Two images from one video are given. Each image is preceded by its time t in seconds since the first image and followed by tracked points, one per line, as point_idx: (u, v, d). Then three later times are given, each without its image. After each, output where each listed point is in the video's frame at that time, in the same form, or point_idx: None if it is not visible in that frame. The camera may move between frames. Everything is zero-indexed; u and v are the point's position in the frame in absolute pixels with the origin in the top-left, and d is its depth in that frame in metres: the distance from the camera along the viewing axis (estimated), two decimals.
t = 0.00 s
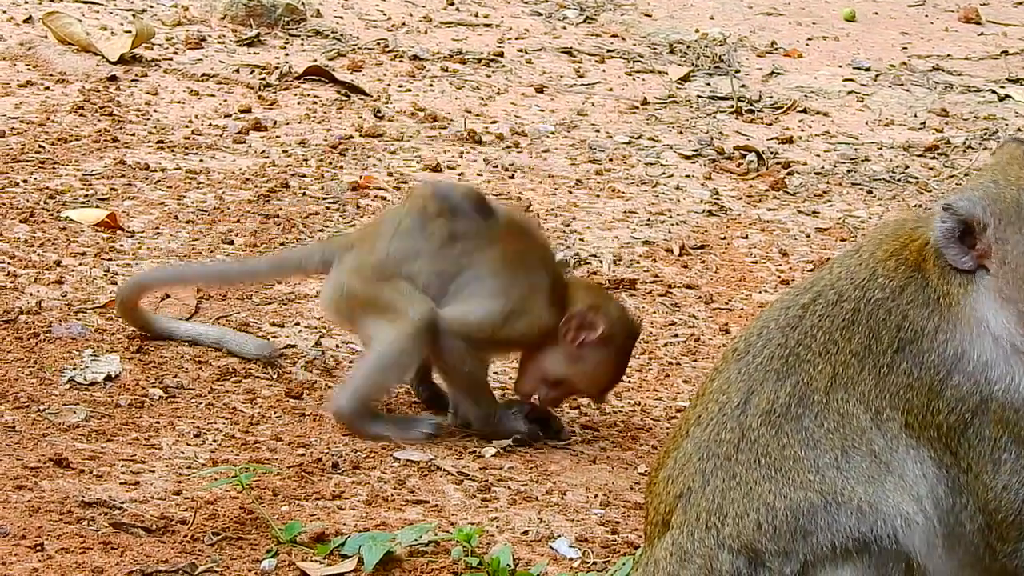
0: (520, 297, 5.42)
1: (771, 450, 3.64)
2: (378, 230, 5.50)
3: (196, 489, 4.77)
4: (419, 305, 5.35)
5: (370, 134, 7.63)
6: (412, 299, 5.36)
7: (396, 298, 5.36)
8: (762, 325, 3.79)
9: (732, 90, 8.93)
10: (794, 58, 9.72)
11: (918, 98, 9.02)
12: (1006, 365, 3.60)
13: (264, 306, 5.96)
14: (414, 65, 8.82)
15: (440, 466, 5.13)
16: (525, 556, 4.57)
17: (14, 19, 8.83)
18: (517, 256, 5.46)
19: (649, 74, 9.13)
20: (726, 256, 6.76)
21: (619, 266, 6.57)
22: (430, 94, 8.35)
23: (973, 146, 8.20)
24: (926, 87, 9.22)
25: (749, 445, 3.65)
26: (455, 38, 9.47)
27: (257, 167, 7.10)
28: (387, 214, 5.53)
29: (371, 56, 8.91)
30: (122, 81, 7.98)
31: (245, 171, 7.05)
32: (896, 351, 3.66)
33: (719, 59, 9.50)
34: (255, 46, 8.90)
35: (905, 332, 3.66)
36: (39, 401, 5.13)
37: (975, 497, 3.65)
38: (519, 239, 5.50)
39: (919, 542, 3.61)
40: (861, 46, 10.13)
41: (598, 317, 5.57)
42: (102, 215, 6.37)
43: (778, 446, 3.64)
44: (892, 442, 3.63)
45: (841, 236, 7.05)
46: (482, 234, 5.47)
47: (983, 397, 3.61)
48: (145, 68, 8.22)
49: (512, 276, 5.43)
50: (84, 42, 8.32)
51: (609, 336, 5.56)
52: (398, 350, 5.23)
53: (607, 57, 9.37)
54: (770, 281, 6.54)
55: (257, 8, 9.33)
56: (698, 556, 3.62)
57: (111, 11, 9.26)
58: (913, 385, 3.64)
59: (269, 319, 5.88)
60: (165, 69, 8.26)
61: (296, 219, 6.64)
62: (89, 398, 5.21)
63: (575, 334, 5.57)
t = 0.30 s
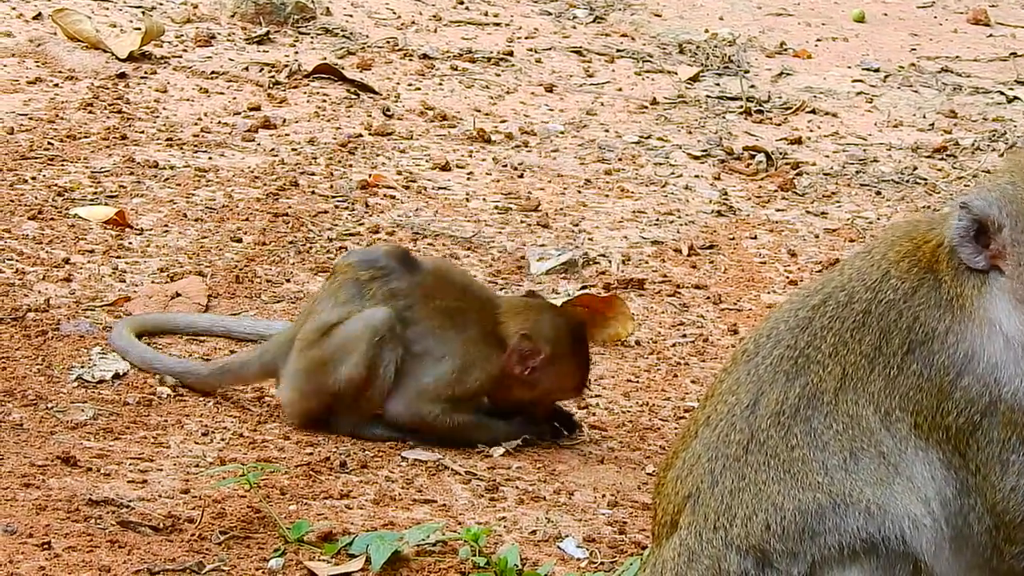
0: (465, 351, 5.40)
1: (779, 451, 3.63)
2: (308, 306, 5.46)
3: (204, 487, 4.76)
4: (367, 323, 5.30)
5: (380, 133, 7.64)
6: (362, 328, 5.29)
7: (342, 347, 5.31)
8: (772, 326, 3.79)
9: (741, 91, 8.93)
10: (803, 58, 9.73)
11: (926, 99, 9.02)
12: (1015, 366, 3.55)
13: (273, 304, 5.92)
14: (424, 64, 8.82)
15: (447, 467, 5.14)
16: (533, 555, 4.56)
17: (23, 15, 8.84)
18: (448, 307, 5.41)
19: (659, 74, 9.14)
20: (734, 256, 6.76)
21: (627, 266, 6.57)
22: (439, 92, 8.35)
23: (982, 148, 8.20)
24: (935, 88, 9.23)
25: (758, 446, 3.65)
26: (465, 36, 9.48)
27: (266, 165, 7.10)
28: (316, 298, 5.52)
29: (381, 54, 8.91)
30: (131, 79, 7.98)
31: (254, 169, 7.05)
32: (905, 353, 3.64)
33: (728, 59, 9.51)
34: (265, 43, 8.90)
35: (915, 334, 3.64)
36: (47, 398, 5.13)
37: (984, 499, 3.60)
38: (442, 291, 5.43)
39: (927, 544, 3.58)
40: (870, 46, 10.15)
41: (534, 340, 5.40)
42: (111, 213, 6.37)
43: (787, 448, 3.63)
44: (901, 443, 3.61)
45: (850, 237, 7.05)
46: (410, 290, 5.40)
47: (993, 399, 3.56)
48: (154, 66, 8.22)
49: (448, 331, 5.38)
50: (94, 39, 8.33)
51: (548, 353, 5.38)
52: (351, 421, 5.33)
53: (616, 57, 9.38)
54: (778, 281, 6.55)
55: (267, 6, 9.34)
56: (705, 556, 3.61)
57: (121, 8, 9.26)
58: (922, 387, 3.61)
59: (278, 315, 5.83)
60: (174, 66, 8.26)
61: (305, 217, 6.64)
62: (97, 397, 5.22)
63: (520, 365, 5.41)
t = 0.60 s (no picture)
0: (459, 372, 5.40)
1: (782, 449, 3.64)
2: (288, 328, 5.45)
3: (206, 485, 4.76)
4: (335, 350, 5.27)
5: (382, 130, 7.63)
6: (331, 355, 5.27)
7: (315, 372, 5.28)
8: (775, 324, 3.80)
9: (744, 89, 8.94)
10: (806, 57, 9.74)
11: (929, 98, 9.04)
12: (1017, 364, 3.55)
13: (275, 301, 5.92)
14: (427, 62, 8.81)
15: (449, 464, 5.15)
16: (536, 553, 4.56)
17: (25, 12, 8.82)
18: (438, 327, 5.40)
19: (661, 72, 9.14)
20: (737, 254, 6.77)
21: (630, 264, 6.57)
22: (441, 90, 8.34)
23: (984, 146, 8.21)
24: (937, 87, 9.24)
25: (761, 443, 3.66)
26: (468, 34, 9.48)
27: (268, 162, 7.10)
28: (296, 318, 5.47)
29: (384, 52, 8.91)
30: (133, 75, 7.98)
31: (256, 166, 7.04)
32: (908, 350, 3.64)
33: (731, 57, 9.52)
34: (268, 41, 8.90)
35: (918, 331, 3.64)
36: (49, 396, 5.12)
37: (986, 497, 3.60)
38: (431, 314, 5.40)
39: (929, 541, 3.59)
40: (873, 45, 10.15)
41: (516, 350, 5.40)
42: (114, 210, 6.36)
43: (789, 446, 3.64)
44: (903, 440, 3.61)
45: (852, 235, 7.06)
46: (400, 316, 5.37)
47: (994, 396, 3.57)
48: (156, 63, 8.21)
49: (440, 355, 5.38)
50: (96, 36, 8.32)
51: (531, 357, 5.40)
52: (360, 432, 5.36)
53: (619, 55, 9.38)
54: (781, 279, 6.55)
55: (270, 3, 9.32)
56: (708, 554, 3.62)
57: (123, 5, 9.25)
58: (925, 384, 3.61)
59: (280, 313, 5.83)
60: (177, 63, 8.25)
61: (308, 215, 6.63)
62: (99, 394, 5.22)
63: (509, 375, 5.43)
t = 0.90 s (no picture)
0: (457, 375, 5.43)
1: (775, 444, 3.64)
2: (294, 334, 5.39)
3: (200, 481, 4.76)
4: (343, 372, 5.21)
5: (377, 127, 7.63)
6: (339, 374, 5.22)
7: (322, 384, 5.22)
8: (769, 319, 3.84)
9: (738, 86, 8.95)
10: (800, 54, 9.75)
11: (923, 95, 9.05)
12: (1007, 362, 3.57)
13: (270, 298, 5.91)
14: (422, 58, 8.81)
15: (443, 461, 5.16)
16: (531, 549, 4.56)
17: (19, 9, 8.82)
18: (438, 333, 5.42)
19: (656, 69, 9.14)
20: (731, 251, 6.78)
21: (624, 261, 6.58)
22: (436, 88, 8.34)
23: (978, 144, 8.23)
24: (931, 84, 9.25)
25: (754, 439, 3.66)
26: (463, 31, 9.48)
27: (262, 159, 7.10)
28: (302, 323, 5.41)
29: (379, 49, 8.91)
30: (128, 72, 7.97)
31: (250, 163, 7.04)
32: (900, 347, 3.66)
33: (726, 55, 9.53)
34: (263, 37, 8.89)
35: (910, 327, 3.67)
36: (43, 392, 5.12)
37: (978, 493, 3.61)
38: (431, 320, 5.42)
39: (923, 537, 3.57)
40: (867, 42, 10.16)
41: (510, 352, 5.42)
42: (108, 207, 6.36)
43: (782, 441, 3.64)
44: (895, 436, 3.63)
45: (846, 232, 7.06)
46: (404, 325, 5.36)
47: (984, 393, 3.58)
48: (150, 59, 8.21)
49: (441, 361, 5.40)
50: (90, 33, 8.31)
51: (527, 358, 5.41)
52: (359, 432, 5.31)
53: (613, 52, 9.39)
54: (775, 276, 6.56)
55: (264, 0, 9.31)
56: (701, 550, 3.61)
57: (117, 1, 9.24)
58: (916, 379, 3.63)
59: (274, 309, 5.82)
60: (171, 60, 8.25)
61: (302, 211, 6.64)
62: (93, 390, 5.21)
63: (505, 378, 5.45)
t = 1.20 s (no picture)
0: (425, 361, 5.47)
1: (743, 439, 3.64)
2: (259, 321, 5.42)
3: (170, 478, 4.73)
4: (318, 348, 5.27)
5: (348, 125, 7.63)
6: (312, 353, 5.27)
7: (295, 367, 5.28)
8: (737, 315, 3.79)
9: (708, 84, 8.98)
10: (771, 52, 9.78)
11: (893, 93, 9.11)
12: (974, 358, 3.55)
13: (240, 296, 5.97)
14: (392, 57, 8.82)
15: (413, 457, 5.16)
16: (500, 544, 4.54)
17: None
18: (406, 316, 5.47)
19: (627, 68, 9.17)
20: (701, 249, 6.80)
21: (594, 259, 6.60)
22: (407, 87, 8.33)
23: (948, 142, 8.27)
24: (901, 83, 9.30)
25: (722, 434, 3.65)
26: (433, 30, 9.50)
27: (232, 157, 7.09)
28: (265, 312, 5.45)
29: (349, 47, 8.91)
30: (98, 70, 7.94)
31: (221, 161, 7.03)
32: (868, 342, 3.62)
33: (696, 53, 9.58)
34: (233, 35, 8.89)
35: (878, 323, 3.63)
36: (12, 388, 5.07)
37: (947, 489, 3.58)
38: (400, 304, 5.47)
39: (890, 531, 3.58)
40: (838, 40, 10.20)
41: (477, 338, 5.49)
42: (79, 205, 6.30)
43: (751, 435, 3.64)
44: (863, 431, 3.61)
45: (816, 230, 7.09)
46: (371, 307, 5.41)
47: (952, 390, 3.56)
48: (121, 58, 8.18)
49: (409, 345, 5.44)
50: (60, 30, 8.27)
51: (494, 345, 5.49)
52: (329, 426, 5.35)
53: (584, 50, 9.42)
54: (745, 274, 6.59)
55: None
56: (670, 546, 3.63)
57: None
58: (884, 375, 3.60)
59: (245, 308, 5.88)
60: (142, 58, 8.23)
61: (272, 210, 6.64)
62: (63, 387, 5.18)
63: (471, 363, 5.53)
